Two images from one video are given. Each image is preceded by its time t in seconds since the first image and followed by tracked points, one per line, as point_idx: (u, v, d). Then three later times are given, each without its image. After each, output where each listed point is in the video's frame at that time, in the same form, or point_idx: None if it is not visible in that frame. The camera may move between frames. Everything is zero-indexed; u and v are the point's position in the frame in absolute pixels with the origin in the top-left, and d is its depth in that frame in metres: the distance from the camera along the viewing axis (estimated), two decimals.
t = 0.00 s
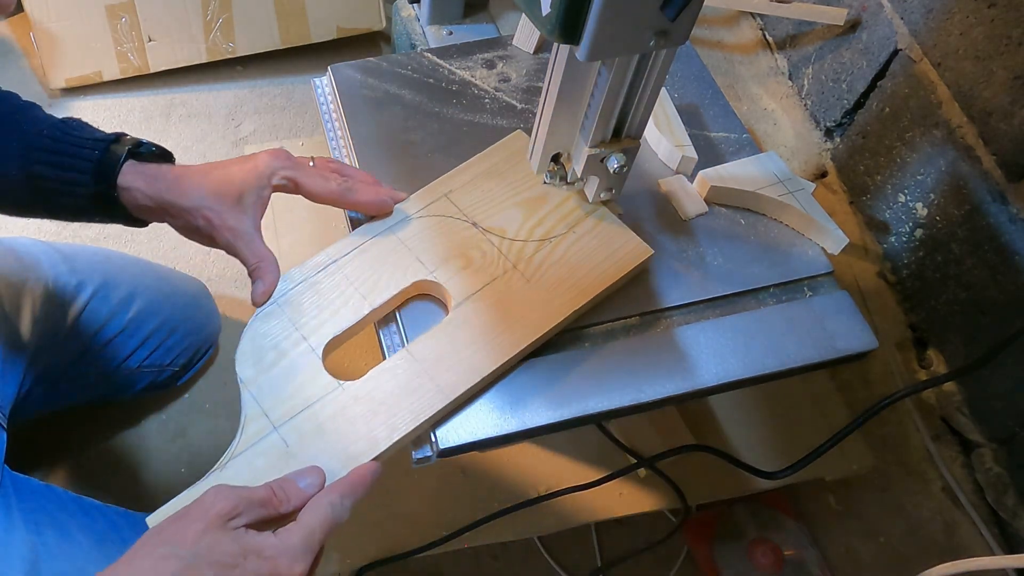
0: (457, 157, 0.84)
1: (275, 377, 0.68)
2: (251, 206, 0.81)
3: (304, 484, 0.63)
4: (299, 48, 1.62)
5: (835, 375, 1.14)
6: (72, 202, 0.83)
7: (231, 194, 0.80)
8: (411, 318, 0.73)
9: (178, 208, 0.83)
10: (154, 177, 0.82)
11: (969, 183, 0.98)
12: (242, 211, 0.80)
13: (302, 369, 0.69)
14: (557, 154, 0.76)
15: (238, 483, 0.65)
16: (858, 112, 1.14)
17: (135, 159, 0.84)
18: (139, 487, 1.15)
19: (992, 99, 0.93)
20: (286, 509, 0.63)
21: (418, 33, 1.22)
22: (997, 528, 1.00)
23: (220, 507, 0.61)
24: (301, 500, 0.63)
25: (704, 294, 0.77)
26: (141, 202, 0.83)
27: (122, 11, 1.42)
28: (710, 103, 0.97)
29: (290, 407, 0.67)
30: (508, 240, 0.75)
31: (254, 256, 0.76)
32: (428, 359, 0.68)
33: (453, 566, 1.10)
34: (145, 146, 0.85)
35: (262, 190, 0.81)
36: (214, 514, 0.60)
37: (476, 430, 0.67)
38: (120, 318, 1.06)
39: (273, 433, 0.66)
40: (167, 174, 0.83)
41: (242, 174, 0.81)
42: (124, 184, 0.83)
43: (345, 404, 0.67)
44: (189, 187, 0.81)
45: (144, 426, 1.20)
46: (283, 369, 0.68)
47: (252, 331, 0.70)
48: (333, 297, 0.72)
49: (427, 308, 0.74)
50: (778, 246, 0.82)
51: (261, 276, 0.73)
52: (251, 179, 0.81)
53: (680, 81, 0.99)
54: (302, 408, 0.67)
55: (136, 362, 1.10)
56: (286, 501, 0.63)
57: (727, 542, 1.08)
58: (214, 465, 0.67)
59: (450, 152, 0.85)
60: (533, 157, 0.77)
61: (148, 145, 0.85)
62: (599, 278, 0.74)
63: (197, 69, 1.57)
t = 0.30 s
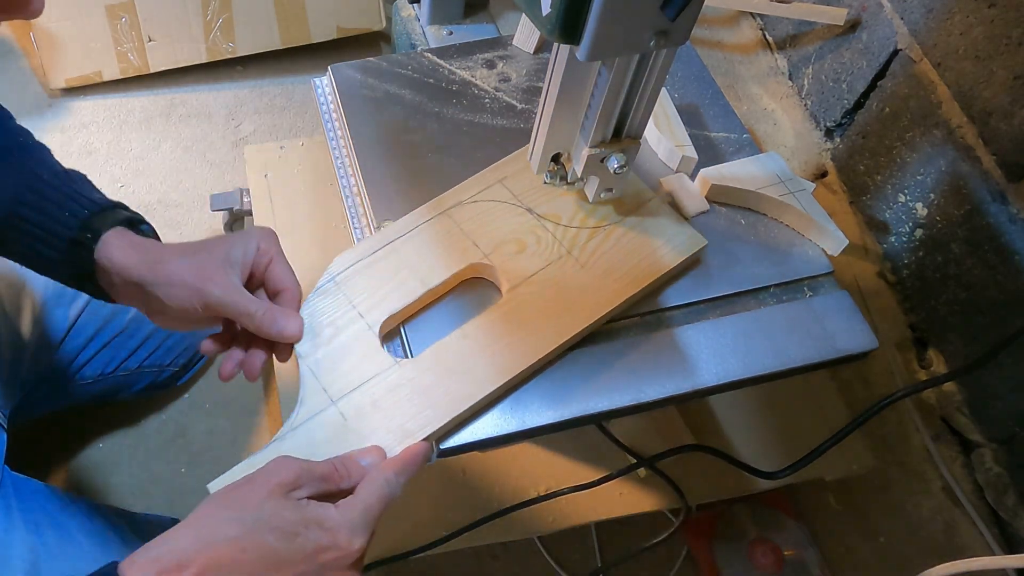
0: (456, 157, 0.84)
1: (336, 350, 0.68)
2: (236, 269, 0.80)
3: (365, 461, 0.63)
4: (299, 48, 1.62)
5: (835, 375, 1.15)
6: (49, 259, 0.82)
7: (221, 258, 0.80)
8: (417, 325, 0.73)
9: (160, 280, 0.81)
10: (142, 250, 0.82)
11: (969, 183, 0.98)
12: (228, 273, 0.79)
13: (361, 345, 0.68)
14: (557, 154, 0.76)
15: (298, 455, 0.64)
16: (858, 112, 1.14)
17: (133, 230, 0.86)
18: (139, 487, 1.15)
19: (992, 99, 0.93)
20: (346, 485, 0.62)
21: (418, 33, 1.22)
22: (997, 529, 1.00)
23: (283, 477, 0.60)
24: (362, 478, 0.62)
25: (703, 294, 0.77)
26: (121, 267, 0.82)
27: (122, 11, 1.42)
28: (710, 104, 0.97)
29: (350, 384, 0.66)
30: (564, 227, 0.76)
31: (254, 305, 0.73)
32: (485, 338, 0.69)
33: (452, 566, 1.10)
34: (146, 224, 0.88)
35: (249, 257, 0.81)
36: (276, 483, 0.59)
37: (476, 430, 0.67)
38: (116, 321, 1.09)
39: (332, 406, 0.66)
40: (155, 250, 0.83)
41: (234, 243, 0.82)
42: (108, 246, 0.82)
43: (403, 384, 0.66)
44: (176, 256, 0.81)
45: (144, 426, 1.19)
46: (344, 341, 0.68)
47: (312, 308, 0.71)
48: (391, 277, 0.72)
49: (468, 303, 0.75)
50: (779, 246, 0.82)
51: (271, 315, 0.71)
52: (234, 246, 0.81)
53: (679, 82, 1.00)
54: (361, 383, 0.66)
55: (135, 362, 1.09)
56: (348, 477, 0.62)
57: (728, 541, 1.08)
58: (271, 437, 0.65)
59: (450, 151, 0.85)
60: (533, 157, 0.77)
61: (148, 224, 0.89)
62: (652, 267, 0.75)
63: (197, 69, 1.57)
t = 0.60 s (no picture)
0: (457, 157, 0.84)
1: (406, 341, 0.69)
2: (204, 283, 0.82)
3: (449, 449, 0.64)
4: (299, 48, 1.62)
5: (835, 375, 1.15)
6: (24, 275, 0.81)
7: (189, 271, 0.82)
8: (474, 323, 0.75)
9: (123, 296, 0.81)
10: (108, 269, 0.83)
11: (969, 183, 0.98)
12: (195, 286, 0.81)
13: (428, 336, 0.70)
14: (557, 154, 0.76)
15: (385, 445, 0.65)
16: (858, 112, 1.14)
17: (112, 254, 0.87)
18: (138, 487, 1.15)
19: (992, 100, 0.93)
20: (434, 474, 0.64)
21: (418, 33, 1.22)
22: (997, 528, 1.01)
23: (374, 469, 0.61)
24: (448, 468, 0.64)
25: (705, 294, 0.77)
26: (84, 289, 0.82)
27: (122, 11, 1.41)
28: (710, 104, 0.97)
29: (425, 372, 0.68)
30: (617, 218, 0.78)
31: (229, 318, 0.76)
32: (552, 329, 0.70)
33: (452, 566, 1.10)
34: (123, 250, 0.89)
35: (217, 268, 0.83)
36: (369, 475, 0.61)
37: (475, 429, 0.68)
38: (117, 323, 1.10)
39: (408, 397, 0.67)
40: (118, 268, 0.84)
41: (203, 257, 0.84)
42: (75, 267, 0.82)
43: (475, 370, 0.68)
44: (143, 273, 0.82)
45: (144, 426, 1.19)
46: (413, 332, 0.69)
47: (373, 306, 0.71)
48: (453, 268, 0.73)
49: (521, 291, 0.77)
50: (781, 246, 0.82)
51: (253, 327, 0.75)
52: (202, 260, 0.83)
53: (679, 82, 1.00)
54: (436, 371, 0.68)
55: (135, 363, 1.09)
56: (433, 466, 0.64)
57: (728, 541, 1.08)
58: (350, 433, 0.67)
59: (450, 151, 0.85)
60: (533, 157, 0.77)
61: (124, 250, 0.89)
62: (704, 258, 0.77)
63: (196, 69, 1.57)
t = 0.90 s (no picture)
0: (456, 156, 0.84)
1: (468, 331, 0.70)
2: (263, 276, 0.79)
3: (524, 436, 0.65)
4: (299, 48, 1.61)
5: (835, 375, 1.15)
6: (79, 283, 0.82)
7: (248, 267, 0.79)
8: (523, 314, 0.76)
9: (181, 294, 0.80)
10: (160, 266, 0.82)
11: (968, 183, 0.98)
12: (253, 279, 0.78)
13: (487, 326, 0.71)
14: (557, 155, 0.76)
15: (461, 427, 0.66)
16: (858, 113, 1.14)
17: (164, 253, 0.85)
18: (139, 487, 1.15)
19: (992, 100, 0.93)
20: (509, 459, 0.65)
21: (417, 33, 1.22)
22: (997, 528, 1.02)
23: (455, 451, 0.62)
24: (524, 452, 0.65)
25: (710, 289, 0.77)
26: (141, 289, 0.81)
27: (122, 11, 1.41)
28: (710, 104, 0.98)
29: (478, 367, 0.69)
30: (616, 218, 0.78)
31: (286, 310, 0.73)
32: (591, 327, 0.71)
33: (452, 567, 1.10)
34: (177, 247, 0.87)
35: (277, 262, 0.80)
36: (451, 456, 0.62)
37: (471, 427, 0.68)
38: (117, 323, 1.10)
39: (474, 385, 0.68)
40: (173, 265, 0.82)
41: (261, 251, 0.81)
42: (132, 268, 0.81)
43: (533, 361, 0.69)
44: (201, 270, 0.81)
45: (144, 426, 1.19)
46: (469, 327, 0.70)
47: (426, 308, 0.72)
48: (510, 256, 0.74)
49: (571, 285, 0.79)
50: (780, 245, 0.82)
51: (312, 321, 0.73)
52: (261, 254, 0.80)
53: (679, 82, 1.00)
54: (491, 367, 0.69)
55: (135, 364, 1.09)
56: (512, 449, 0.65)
57: (726, 541, 1.08)
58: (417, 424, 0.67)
59: (450, 151, 0.85)
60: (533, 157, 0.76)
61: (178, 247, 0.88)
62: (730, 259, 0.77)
63: (196, 69, 1.57)
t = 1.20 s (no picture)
0: (456, 156, 0.84)
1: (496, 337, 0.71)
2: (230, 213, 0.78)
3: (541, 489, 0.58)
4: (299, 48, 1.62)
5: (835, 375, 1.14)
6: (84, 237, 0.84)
7: (210, 205, 0.77)
8: (463, 312, 0.71)
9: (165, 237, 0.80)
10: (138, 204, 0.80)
11: (968, 183, 0.97)
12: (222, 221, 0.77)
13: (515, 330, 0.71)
14: (556, 155, 0.75)
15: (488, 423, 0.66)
16: (858, 112, 1.14)
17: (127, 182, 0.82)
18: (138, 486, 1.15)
19: (992, 99, 0.92)
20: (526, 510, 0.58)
21: (417, 33, 1.22)
22: (997, 528, 1.03)
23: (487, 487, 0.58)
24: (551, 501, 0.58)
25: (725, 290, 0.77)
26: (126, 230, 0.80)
27: (122, 11, 1.43)
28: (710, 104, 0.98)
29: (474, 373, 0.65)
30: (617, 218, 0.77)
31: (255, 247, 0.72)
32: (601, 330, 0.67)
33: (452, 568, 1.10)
34: (138, 168, 0.82)
35: (241, 195, 0.78)
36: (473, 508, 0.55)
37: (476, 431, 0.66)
38: (118, 316, 1.06)
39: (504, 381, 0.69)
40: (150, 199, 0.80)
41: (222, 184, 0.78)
42: (111, 207, 0.80)
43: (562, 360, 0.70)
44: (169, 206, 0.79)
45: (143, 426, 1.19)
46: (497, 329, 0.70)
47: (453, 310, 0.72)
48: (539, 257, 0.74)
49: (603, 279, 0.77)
50: (779, 246, 0.82)
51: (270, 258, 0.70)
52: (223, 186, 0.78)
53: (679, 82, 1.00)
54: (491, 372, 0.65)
55: (135, 361, 1.10)
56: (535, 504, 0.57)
57: (726, 541, 1.07)
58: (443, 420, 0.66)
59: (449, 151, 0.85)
60: (533, 157, 0.75)
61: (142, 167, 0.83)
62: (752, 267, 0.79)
63: (196, 68, 1.57)
